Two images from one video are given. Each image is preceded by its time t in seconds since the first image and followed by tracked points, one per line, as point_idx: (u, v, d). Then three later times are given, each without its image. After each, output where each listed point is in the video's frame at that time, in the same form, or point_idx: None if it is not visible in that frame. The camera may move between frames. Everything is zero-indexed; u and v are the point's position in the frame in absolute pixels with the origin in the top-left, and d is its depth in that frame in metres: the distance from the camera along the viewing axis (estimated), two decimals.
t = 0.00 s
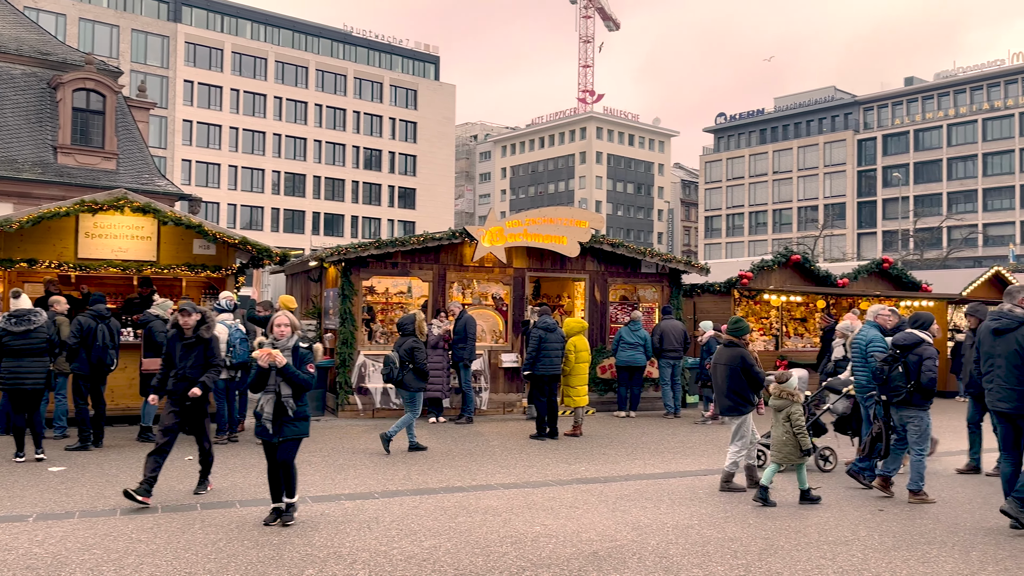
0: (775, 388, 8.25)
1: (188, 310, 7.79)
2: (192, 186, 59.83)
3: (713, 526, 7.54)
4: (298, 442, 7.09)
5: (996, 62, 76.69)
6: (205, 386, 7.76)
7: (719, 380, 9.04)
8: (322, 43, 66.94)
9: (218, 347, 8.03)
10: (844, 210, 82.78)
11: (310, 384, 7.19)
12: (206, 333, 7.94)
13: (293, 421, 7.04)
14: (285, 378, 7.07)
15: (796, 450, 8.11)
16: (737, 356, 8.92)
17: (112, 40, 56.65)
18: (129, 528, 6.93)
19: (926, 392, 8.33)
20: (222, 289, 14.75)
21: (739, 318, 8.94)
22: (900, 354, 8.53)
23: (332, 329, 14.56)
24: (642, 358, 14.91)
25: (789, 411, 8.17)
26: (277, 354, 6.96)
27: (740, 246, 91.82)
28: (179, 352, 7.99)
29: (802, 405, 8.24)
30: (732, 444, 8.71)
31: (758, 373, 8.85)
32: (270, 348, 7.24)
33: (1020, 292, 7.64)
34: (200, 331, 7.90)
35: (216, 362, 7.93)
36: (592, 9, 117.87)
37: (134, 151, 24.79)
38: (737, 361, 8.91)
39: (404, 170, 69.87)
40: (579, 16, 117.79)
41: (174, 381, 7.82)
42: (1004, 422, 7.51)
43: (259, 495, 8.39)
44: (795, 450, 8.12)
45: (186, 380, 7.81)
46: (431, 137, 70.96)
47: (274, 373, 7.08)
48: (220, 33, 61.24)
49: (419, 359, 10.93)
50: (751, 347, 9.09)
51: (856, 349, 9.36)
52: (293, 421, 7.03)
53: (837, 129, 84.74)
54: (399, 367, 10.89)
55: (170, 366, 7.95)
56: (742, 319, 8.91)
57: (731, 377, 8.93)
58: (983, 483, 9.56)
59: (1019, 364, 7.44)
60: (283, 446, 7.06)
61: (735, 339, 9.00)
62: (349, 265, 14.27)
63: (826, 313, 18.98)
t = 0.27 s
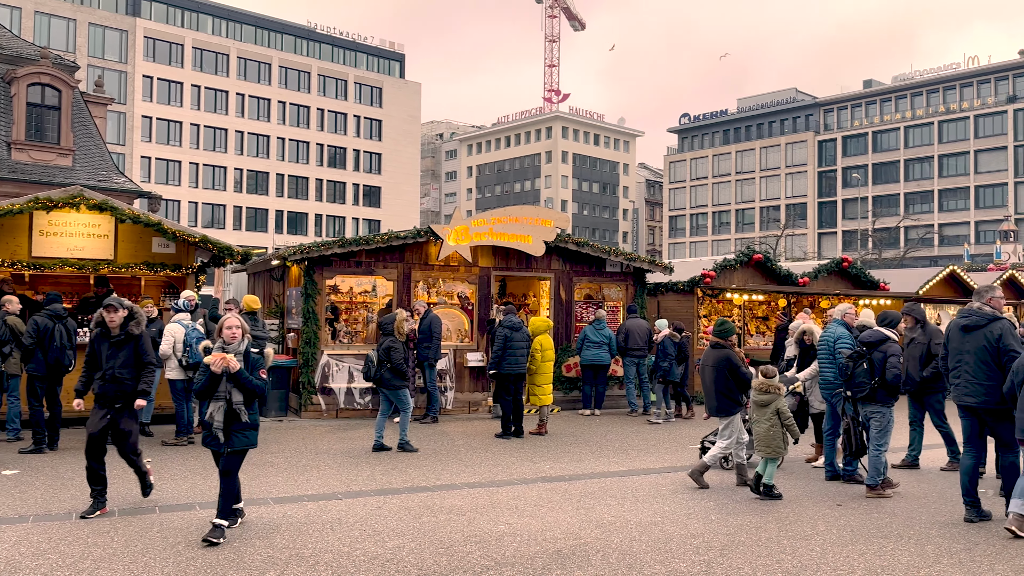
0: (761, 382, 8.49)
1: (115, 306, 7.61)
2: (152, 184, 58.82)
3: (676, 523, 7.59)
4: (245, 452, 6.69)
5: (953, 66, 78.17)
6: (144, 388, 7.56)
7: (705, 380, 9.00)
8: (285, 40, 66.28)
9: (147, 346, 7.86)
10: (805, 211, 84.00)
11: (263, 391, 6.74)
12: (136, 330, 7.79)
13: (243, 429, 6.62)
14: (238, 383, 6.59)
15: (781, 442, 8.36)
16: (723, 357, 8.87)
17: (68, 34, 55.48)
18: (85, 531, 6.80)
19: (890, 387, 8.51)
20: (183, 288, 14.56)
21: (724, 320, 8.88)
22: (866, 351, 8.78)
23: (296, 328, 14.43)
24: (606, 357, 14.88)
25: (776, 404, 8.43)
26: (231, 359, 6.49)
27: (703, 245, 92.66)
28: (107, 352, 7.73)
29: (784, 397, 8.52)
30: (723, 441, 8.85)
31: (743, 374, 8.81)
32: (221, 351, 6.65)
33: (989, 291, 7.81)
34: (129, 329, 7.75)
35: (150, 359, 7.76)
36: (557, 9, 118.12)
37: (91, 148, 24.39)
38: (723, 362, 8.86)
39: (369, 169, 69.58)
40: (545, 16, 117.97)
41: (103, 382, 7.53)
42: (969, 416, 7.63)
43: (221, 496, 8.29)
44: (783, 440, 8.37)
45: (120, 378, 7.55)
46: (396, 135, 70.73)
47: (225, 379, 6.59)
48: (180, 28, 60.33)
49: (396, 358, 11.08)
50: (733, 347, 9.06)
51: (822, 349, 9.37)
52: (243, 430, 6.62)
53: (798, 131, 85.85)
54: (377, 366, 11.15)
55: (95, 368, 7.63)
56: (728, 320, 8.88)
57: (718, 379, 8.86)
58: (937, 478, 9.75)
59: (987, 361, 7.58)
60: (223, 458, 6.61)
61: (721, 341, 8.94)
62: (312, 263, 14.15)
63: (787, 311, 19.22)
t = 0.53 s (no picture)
0: (736, 379, 8.64)
1: (48, 307, 6.97)
2: (111, 181, 57.69)
3: (639, 522, 7.63)
4: (196, 453, 6.40)
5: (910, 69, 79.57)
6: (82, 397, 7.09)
7: (690, 376, 9.23)
8: (248, 36, 65.58)
9: (84, 347, 7.28)
10: (767, 211, 85.09)
11: (213, 387, 6.40)
12: (70, 332, 7.16)
13: (192, 431, 6.31)
14: (184, 381, 6.25)
15: (754, 440, 8.47)
16: (706, 353, 9.11)
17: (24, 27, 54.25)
18: (40, 536, 6.66)
19: (855, 385, 8.63)
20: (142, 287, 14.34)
21: (708, 316, 9.07)
22: (831, 350, 8.90)
23: (258, 328, 14.29)
24: (571, 355, 14.96)
25: (752, 401, 8.54)
26: (177, 356, 6.15)
27: (668, 245, 93.38)
28: (39, 356, 7.11)
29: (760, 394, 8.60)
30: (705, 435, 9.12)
31: (725, 369, 9.01)
32: (167, 348, 6.31)
33: (964, 294, 8.08)
34: (65, 331, 7.12)
35: (88, 363, 7.25)
36: (523, 8, 118.18)
37: (47, 145, 23.97)
38: (705, 358, 9.10)
39: (334, 167, 69.18)
40: (511, 15, 117.98)
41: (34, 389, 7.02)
42: (942, 414, 7.88)
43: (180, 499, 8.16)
44: (756, 438, 8.49)
45: (53, 385, 7.04)
46: (361, 133, 70.35)
47: (171, 376, 6.24)
48: (140, 23, 59.35)
49: (382, 359, 11.61)
50: (719, 342, 9.24)
51: (794, 347, 9.42)
52: (192, 430, 6.30)
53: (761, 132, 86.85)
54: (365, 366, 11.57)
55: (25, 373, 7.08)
56: (711, 317, 9.05)
57: (700, 375, 9.11)
58: (894, 474, 9.93)
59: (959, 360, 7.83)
60: (185, 464, 6.37)
61: (703, 336, 9.14)
62: (275, 263, 14.00)
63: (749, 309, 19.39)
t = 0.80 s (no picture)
0: (707, 378, 8.81)
1: None
2: (62, 179, 56.37)
3: (601, 520, 7.67)
4: (134, 467, 5.99)
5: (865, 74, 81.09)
6: None
7: (668, 377, 9.37)
8: (205, 32, 64.70)
9: None
10: (725, 212, 86.14)
11: (151, 397, 6.04)
12: None
13: (130, 442, 5.91)
14: (120, 390, 5.86)
15: (725, 438, 8.62)
16: (683, 354, 9.22)
17: None
18: None
19: (824, 382, 8.80)
20: (94, 288, 14.03)
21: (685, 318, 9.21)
22: (796, 351, 9.05)
23: (215, 329, 14.09)
24: (533, 355, 14.94)
25: (718, 400, 8.71)
26: (114, 365, 5.78)
27: (629, 246, 94.02)
28: None
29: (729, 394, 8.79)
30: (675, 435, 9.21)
31: (700, 371, 9.14)
32: (102, 354, 5.92)
33: (930, 292, 8.44)
34: None
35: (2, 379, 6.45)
36: (484, 9, 118.12)
37: None
38: (683, 359, 9.21)
39: (293, 166, 68.54)
40: (472, 15, 117.81)
41: None
42: (910, 409, 8.26)
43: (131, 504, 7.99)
44: (726, 437, 8.63)
45: None
46: (321, 132, 69.80)
47: (106, 385, 5.86)
48: (94, 18, 58.16)
49: (363, 359, 11.62)
50: (696, 344, 9.38)
51: (766, 345, 10.02)
52: (130, 442, 5.90)
53: (720, 134, 87.87)
54: (343, 367, 11.65)
55: None
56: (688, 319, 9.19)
57: (676, 376, 9.26)
58: (847, 470, 10.12)
59: (925, 357, 8.18)
60: (128, 475, 6.01)
61: (683, 338, 9.29)
62: (232, 263, 13.80)
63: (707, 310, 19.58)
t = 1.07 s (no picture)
0: (685, 376, 8.88)
1: None
2: (13, 177, 55.17)
3: (562, 521, 7.68)
4: (66, 472, 5.65)
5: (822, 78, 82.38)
6: None
7: (645, 375, 9.45)
8: (162, 29, 63.76)
9: None
10: (686, 214, 87.01)
11: (86, 398, 5.65)
12: None
13: (62, 449, 5.58)
14: (53, 393, 5.46)
15: (696, 438, 8.74)
16: (662, 352, 9.32)
17: None
18: None
19: (793, 381, 8.97)
20: (45, 290, 13.73)
21: (664, 317, 9.27)
22: (765, 351, 9.12)
23: (171, 331, 13.87)
24: (495, 357, 14.89)
25: (694, 399, 8.79)
26: (48, 367, 5.33)
27: (592, 247, 94.45)
28: None
29: (706, 392, 8.85)
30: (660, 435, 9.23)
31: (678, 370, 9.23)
32: (30, 355, 5.46)
33: (897, 294, 8.62)
34: None
35: None
36: (447, 9, 117.82)
37: None
38: (662, 358, 9.31)
39: (253, 165, 67.76)
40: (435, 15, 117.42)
41: None
42: (873, 407, 8.46)
43: (83, 511, 7.81)
44: (698, 436, 8.75)
45: None
46: (281, 131, 69.05)
47: (35, 388, 5.43)
48: (47, 12, 56.92)
49: (341, 363, 11.47)
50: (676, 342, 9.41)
51: (735, 343, 10.24)
52: (62, 448, 5.57)
53: (681, 137, 88.70)
54: (321, 371, 11.54)
55: None
56: (667, 318, 9.25)
57: (654, 374, 9.35)
58: (803, 468, 10.28)
59: (886, 356, 8.41)
60: (54, 484, 5.66)
61: (660, 337, 9.32)
62: (188, 263, 13.58)
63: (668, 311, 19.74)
